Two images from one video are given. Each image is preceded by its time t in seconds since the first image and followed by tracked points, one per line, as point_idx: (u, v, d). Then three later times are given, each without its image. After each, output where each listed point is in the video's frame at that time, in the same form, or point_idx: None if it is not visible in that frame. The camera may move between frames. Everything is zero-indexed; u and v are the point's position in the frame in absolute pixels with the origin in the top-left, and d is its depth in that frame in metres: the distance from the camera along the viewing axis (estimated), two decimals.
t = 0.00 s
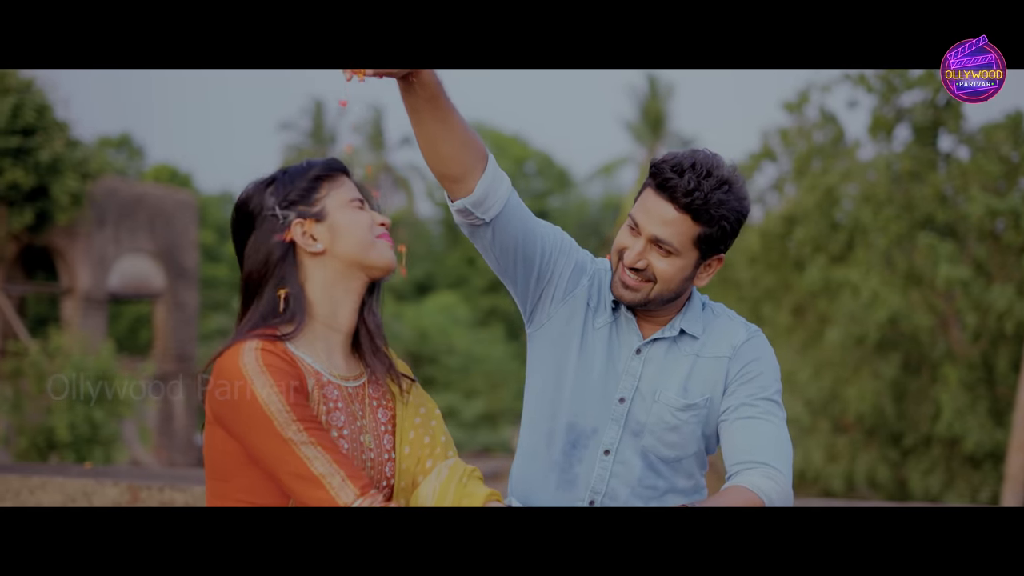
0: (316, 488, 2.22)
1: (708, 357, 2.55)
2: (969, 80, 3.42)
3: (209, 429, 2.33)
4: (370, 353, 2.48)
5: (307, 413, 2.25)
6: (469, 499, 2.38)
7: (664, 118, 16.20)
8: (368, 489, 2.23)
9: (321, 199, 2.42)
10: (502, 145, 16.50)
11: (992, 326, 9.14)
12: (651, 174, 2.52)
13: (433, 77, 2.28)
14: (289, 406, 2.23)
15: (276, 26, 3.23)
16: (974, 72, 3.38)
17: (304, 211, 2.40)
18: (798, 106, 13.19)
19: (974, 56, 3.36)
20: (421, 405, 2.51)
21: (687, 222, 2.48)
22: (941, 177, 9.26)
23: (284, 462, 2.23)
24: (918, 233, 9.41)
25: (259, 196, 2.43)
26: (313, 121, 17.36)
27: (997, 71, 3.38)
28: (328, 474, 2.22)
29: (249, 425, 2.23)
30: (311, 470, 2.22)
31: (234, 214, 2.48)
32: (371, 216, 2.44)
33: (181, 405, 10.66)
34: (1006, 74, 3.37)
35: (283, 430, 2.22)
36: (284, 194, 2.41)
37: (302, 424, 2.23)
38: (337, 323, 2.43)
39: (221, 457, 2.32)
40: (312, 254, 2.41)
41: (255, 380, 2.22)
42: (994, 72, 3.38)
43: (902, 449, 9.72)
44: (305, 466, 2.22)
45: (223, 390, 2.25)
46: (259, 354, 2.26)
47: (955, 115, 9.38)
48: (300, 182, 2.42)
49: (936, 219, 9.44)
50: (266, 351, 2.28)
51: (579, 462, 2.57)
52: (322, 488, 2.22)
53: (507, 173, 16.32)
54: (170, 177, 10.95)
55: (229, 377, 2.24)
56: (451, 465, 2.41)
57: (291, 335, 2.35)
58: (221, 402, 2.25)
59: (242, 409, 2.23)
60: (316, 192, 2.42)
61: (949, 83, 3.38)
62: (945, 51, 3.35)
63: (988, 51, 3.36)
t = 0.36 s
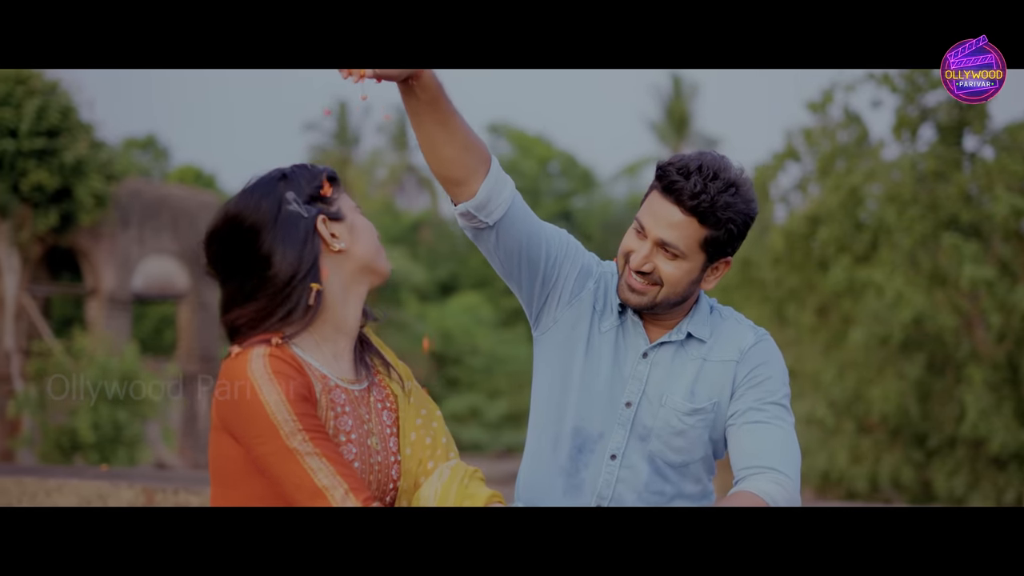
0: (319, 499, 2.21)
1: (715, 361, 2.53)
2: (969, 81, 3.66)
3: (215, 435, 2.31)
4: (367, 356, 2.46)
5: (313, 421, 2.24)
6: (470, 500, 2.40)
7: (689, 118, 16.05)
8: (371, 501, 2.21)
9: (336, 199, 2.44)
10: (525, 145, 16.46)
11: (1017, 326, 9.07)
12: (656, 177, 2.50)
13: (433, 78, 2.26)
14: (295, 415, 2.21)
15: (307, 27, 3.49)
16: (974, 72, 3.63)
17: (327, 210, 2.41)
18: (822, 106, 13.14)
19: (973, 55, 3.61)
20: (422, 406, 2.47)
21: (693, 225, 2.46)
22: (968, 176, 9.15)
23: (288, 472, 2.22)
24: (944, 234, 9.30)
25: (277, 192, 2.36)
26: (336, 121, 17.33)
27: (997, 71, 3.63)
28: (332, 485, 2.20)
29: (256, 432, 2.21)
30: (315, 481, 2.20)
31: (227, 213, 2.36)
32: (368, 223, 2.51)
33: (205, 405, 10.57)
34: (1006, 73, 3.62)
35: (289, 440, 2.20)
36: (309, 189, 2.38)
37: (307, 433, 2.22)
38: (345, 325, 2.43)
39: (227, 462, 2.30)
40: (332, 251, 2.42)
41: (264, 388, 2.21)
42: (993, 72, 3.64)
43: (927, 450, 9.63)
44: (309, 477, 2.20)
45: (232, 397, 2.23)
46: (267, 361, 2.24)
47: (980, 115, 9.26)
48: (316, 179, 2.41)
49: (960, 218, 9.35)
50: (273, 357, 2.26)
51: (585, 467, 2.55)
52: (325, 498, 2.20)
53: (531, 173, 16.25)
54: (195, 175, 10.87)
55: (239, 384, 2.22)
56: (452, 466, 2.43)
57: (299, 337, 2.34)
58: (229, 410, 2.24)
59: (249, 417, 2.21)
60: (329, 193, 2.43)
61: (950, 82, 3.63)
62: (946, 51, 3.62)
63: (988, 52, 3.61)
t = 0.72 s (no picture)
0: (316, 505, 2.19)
1: (716, 365, 2.51)
2: (968, 81, 3.63)
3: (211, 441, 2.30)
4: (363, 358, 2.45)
5: (311, 428, 2.22)
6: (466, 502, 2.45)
7: (708, 118, 15.98)
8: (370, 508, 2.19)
9: (315, 202, 2.40)
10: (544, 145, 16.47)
11: None
12: (656, 179, 2.48)
13: (429, 78, 2.25)
14: (292, 421, 2.19)
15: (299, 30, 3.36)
16: (974, 72, 3.61)
17: (304, 215, 2.39)
18: (841, 106, 13.10)
19: (973, 56, 3.59)
20: (418, 407, 2.47)
21: (693, 228, 2.44)
22: (988, 175, 9.08)
23: (285, 480, 2.19)
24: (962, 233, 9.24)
25: (252, 210, 2.37)
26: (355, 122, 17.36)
27: (996, 71, 3.61)
28: (330, 492, 2.18)
29: (253, 439, 2.20)
30: (312, 488, 2.18)
31: (205, 273, 2.39)
32: (359, 218, 2.45)
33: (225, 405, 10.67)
34: (1006, 73, 3.61)
35: (286, 446, 2.18)
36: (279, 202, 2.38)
37: (305, 440, 2.20)
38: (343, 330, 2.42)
39: (223, 469, 2.28)
40: (312, 257, 2.40)
41: (261, 394, 2.20)
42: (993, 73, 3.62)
43: (946, 451, 9.55)
44: (306, 483, 2.18)
45: (229, 404, 2.22)
46: (263, 366, 2.23)
47: (1000, 114, 9.20)
48: (294, 184, 2.39)
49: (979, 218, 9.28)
50: (269, 362, 2.26)
51: (585, 471, 2.54)
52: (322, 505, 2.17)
53: (550, 173, 16.23)
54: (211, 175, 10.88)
55: (235, 390, 2.21)
56: (450, 468, 2.45)
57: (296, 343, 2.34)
58: (225, 416, 2.23)
59: (246, 422, 2.20)
60: (309, 195, 2.40)
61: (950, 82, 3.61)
62: (946, 51, 3.60)
63: (987, 52, 3.59)
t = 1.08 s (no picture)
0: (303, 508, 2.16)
1: (712, 367, 2.48)
2: (968, 80, 3.49)
3: (199, 448, 2.29)
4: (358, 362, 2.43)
5: (297, 431, 2.19)
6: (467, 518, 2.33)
7: (722, 118, 15.93)
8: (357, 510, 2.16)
9: (266, 215, 2.36)
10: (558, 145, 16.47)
11: None
12: (651, 180, 2.45)
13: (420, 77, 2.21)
14: (276, 423, 2.17)
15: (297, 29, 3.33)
16: (974, 72, 3.47)
17: (254, 234, 2.36)
18: (855, 105, 13.07)
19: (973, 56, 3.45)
20: (417, 416, 2.45)
21: (688, 229, 2.42)
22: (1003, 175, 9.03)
23: (271, 483, 2.17)
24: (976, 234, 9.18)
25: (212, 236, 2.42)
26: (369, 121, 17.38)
27: (996, 71, 3.46)
28: (316, 494, 2.15)
29: (238, 443, 2.18)
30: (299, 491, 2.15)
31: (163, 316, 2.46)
32: (323, 217, 2.35)
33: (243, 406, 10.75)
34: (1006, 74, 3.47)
35: (270, 448, 2.16)
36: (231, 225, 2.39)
37: (289, 442, 2.17)
38: (320, 333, 2.34)
39: (211, 475, 2.27)
40: (272, 273, 2.38)
41: (243, 398, 2.19)
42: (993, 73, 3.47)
43: (960, 451, 9.49)
44: (292, 486, 2.16)
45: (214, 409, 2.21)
46: (246, 370, 2.23)
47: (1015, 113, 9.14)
48: (248, 201, 2.38)
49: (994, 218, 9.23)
50: (252, 366, 2.25)
51: (581, 474, 2.51)
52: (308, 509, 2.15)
53: (564, 172, 16.21)
54: (224, 176, 10.86)
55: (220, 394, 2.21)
56: (447, 482, 2.36)
57: (275, 350, 2.31)
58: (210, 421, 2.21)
59: (230, 426, 2.18)
60: (262, 210, 2.37)
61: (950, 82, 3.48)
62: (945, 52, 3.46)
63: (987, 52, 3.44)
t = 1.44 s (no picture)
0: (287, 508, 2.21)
1: (710, 369, 2.47)
2: (968, 80, 3.54)
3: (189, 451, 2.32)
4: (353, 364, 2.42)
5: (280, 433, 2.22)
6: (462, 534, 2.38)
7: (736, 117, 15.87)
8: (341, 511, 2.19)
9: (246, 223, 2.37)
10: (572, 144, 16.47)
11: None
12: (648, 180, 2.44)
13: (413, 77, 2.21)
14: (257, 425, 2.20)
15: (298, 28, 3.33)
16: (974, 72, 3.52)
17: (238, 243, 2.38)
18: (868, 104, 13.03)
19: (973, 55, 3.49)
20: (415, 425, 2.40)
21: (686, 229, 2.40)
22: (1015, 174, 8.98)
23: (255, 484, 2.21)
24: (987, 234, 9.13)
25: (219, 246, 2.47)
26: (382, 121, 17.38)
27: (996, 71, 3.51)
28: (300, 495, 2.20)
29: (222, 446, 2.22)
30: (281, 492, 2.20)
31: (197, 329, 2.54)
32: (288, 220, 2.32)
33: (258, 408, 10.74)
34: (1005, 73, 3.51)
35: (252, 450, 2.20)
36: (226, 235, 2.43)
37: (272, 444, 2.20)
38: (287, 338, 2.33)
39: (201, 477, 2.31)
40: (258, 281, 2.37)
41: (226, 402, 2.22)
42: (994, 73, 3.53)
43: (974, 451, 9.41)
44: (277, 487, 2.20)
45: (199, 411, 2.25)
46: (228, 370, 2.26)
47: None
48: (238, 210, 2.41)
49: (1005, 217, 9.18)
50: (236, 368, 2.27)
51: (578, 476, 2.49)
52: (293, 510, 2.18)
53: (577, 172, 16.20)
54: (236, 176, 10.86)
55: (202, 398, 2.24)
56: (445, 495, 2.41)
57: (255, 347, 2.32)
58: (196, 423, 2.25)
59: (214, 428, 2.22)
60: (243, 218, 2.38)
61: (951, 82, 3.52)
62: (945, 51, 3.50)
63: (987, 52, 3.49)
